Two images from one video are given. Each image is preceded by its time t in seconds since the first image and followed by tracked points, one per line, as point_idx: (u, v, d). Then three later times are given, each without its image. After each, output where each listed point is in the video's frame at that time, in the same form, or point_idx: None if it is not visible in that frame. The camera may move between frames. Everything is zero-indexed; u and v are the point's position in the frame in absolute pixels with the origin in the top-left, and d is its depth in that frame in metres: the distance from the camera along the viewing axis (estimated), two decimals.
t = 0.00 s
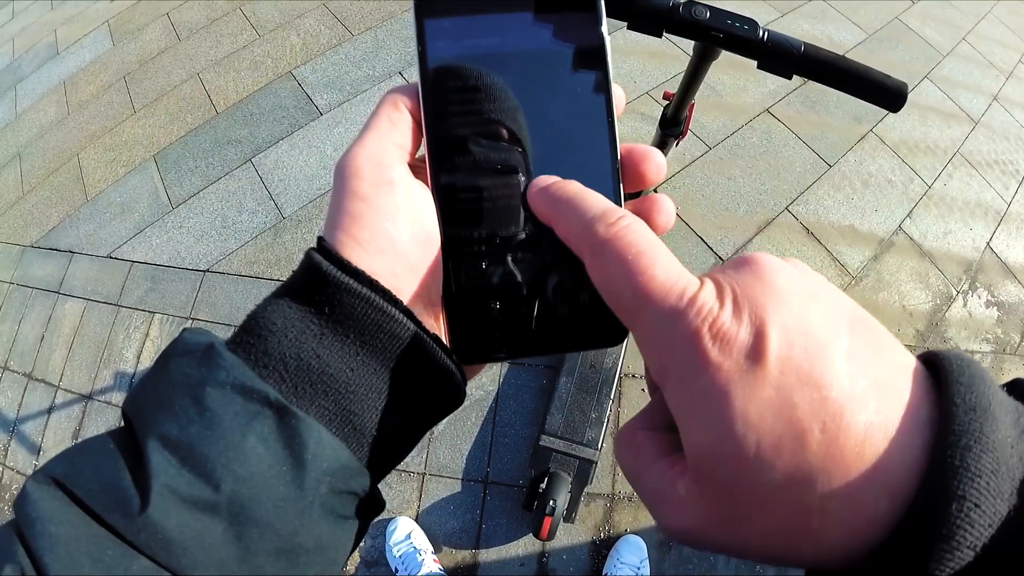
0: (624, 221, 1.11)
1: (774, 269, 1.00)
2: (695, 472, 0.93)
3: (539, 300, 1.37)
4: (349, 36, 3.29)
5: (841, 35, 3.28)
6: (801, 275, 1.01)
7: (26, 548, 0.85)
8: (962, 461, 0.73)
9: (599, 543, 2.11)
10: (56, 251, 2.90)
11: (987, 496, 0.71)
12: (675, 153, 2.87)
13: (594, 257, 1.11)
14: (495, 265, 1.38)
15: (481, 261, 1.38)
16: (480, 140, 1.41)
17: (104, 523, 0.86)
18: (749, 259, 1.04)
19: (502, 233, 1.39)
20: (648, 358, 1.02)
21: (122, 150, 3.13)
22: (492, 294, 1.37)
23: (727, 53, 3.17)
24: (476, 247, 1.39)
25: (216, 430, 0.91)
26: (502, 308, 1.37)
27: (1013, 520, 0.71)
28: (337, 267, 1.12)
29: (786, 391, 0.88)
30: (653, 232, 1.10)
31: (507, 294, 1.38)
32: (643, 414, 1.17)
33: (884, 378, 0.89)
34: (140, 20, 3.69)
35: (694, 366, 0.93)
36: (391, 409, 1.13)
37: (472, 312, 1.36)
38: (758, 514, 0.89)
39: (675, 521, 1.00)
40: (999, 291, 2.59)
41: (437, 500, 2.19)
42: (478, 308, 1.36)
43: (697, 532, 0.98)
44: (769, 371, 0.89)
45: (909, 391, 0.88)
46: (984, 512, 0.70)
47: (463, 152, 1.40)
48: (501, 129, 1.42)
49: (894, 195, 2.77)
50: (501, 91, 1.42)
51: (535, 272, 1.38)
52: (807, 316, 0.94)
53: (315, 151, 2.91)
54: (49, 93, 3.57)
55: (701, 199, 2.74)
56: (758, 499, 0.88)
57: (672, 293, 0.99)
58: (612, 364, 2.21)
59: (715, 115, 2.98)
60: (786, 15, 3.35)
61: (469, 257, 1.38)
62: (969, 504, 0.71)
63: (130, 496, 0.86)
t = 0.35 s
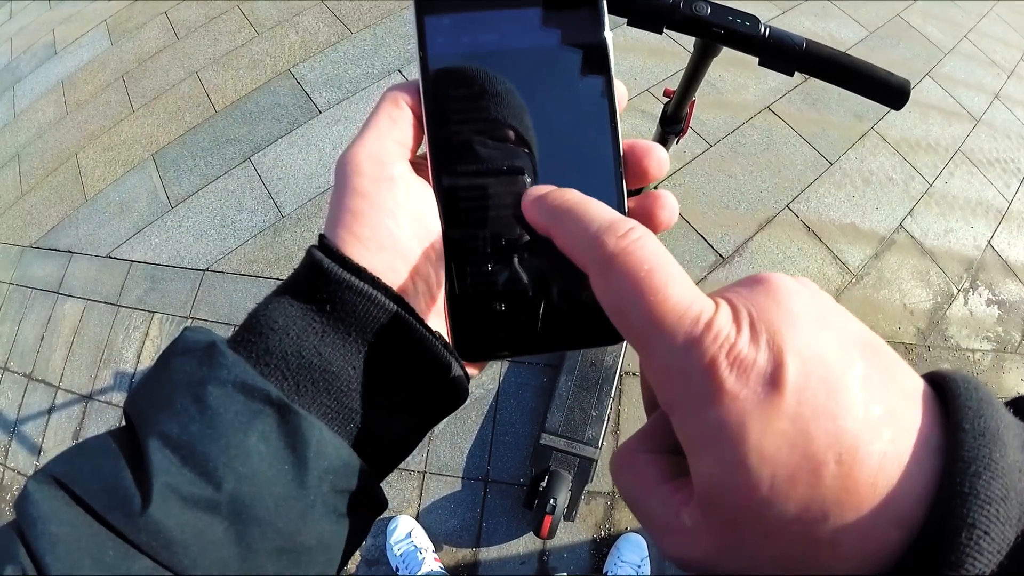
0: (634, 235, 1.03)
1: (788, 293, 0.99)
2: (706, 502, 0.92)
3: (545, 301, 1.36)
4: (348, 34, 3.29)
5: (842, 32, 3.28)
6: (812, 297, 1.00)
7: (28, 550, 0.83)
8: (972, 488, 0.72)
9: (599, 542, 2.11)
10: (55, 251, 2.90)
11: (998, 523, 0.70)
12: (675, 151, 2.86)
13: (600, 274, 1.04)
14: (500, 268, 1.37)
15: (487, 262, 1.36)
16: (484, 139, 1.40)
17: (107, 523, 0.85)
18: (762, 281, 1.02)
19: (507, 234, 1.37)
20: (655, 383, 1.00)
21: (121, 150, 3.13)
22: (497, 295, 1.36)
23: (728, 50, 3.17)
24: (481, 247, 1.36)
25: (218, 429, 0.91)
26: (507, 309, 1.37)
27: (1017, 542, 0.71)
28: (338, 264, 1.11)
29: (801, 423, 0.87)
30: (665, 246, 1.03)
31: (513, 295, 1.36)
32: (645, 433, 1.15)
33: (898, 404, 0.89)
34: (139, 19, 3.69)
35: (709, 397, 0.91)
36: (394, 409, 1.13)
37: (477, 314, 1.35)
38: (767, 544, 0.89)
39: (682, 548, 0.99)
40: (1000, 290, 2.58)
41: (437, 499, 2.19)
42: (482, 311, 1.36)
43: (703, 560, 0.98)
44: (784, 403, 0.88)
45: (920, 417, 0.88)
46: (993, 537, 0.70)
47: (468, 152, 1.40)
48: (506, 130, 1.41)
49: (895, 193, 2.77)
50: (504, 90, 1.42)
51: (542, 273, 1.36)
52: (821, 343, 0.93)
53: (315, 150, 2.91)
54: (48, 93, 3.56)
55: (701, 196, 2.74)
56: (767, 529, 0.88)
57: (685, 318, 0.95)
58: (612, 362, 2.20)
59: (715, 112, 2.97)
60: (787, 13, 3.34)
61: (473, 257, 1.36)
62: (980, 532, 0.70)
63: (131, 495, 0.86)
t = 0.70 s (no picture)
0: (615, 188, 1.05)
1: (773, 245, 0.98)
2: (689, 457, 0.92)
3: (543, 292, 1.37)
4: (350, 31, 3.28)
5: (844, 30, 3.27)
6: (799, 251, 0.99)
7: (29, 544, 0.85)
8: (969, 446, 0.72)
9: (599, 539, 2.11)
10: (56, 245, 2.90)
11: (994, 483, 0.70)
12: (676, 148, 2.86)
13: (580, 226, 1.05)
14: (499, 255, 1.38)
15: (485, 251, 1.37)
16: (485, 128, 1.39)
17: (108, 519, 0.86)
18: (746, 233, 1.01)
19: (506, 223, 1.38)
20: (638, 339, 1.01)
21: (122, 145, 3.13)
22: (496, 285, 1.37)
23: (730, 48, 3.16)
24: (479, 237, 1.37)
25: (220, 426, 0.91)
26: (506, 300, 1.37)
27: (1017, 506, 0.72)
28: (341, 262, 1.10)
29: (785, 373, 0.86)
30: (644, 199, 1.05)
31: (511, 285, 1.37)
32: (634, 395, 1.15)
33: (885, 358, 0.88)
34: (140, 15, 3.69)
35: (688, 346, 0.91)
36: (394, 406, 1.12)
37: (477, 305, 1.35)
38: (753, 501, 0.89)
39: (668, 508, 1.00)
40: (1000, 288, 2.58)
41: (437, 495, 2.19)
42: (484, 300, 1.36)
43: (690, 520, 0.98)
44: (767, 352, 0.87)
45: (912, 375, 0.87)
46: (991, 499, 0.70)
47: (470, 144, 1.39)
48: (505, 116, 1.40)
49: (896, 191, 2.77)
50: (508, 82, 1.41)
51: (539, 263, 1.37)
52: (806, 294, 0.92)
53: (316, 146, 2.91)
54: (50, 88, 3.56)
55: (702, 194, 2.74)
56: (753, 485, 0.88)
57: (665, 268, 0.95)
58: (613, 360, 2.21)
59: (716, 110, 2.97)
60: (789, 10, 3.34)
61: (472, 248, 1.36)
62: (977, 492, 0.70)
63: (133, 492, 0.86)
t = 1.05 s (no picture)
0: (590, 173, 1.06)
1: (750, 225, 0.98)
2: (668, 441, 0.92)
3: (546, 288, 1.38)
4: (356, 33, 3.30)
5: (847, 39, 3.29)
6: (779, 232, 0.99)
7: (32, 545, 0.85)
8: (957, 431, 0.70)
9: (598, 544, 2.11)
10: (60, 241, 2.90)
11: (982, 467, 0.69)
12: (680, 155, 2.87)
13: (558, 210, 1.06)
14: (502, 250, 1.38)
15: (488, 246, 1.37)
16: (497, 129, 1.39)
17: (112, 522, 0.86)
18: (724, 215, 1.01)
19: (508, 218, 1.38)
20: (617, 323, 1.01)
21: (128, 142, 3.14)
22: (499, 279, 1.37)
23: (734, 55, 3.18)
24: (483, 232, 1.37)
25: (226, 433, 0.91)
26: (508, 294, 1.38)
27: (1006, 491, 0.71)
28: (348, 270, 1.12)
29: (762, 354, 0.85)
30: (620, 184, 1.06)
31: (513, 279, 1.38)
32: (615, 383, 1.17)
33: (867, 340, 0.87)
34: (148, 13, 3.70)
35: (664, 329, 0.91)
36: (398, 416, 1.11)
37: (479, 302, 1.36)
38: (734, 487, 0.87)
39: (651, 496, 0.99)
40: (1000, 296, 2.58)
41: (437, 498, 2.19)
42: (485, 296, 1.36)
43: (673, 506, 0.97)
44: (743, 332, 0.86)
45: (897, 356, 0.85)
46: (980, 484, 0.69)
47: (477, 144, 1.38)
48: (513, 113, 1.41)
49: (897, 199, 2.77)
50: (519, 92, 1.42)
51: (543, 259, 1.38)
52: (784, 275, 0.91)
53: (320, 147, 2.92)
54: (57, 84, 3.57)
55: (704, 200, 2.74)
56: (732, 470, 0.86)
57: (639, 250, 0.96)
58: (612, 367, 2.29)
59: (720, 117, 2.98)
60: (792, 19, 3.35)
61: (477, 243, 1.37)
62: (966, 477, 0.68)
63: (138, 497, 0.86)
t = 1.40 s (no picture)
0: (666, 199, 1.06)
1: (819, 259, 1.01)
2: (737, 466, 0.94)
3: (549, 295, 1.39)
4: (357, 38, 3.31)
5: (847, 43, 3.29)
6: (843, 265, 1.01)
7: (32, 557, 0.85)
8: (1005, 459, 0.76)
9: (599, 547, 2.11)
10: (61, 245, 2.91)
11: None
12: (680, 159, 2.87)
13: (633, 234, 1.06)
14: (505, 259, 1.39)
15: (490, 254, 1.39)
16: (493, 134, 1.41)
17: (110, 529, 0.87)
18: (791, 248, 1.04)
19: (511, 226, 1.40)
20: (685, 348, 1.02)
21: (129, 147, 3.15)
22: (501, 287, 1.38)
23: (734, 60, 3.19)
24: (484, 240, 1.39)
25: (222, 440, 0.91)
26: (511, 301, 1.38)
27: None
28: (344, 278, 1.12)
29: (834, 387, 0.88)
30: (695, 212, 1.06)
31: (516, 287, 1.38)
32: (671, 403, 1.15)
33: (925, 374, 0.90)
34: (150, 18, 3.71)
35: (740, 357, 0.93)
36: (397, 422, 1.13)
37: (479, 308, 1.36)
38: (797, 509, 0.91)
39: (708, 515, 1.01)
40: (1001, 299, 2.59)
41: (438, 502, 2.19)
42: (485, 301, 1.37)
43: (731, 526, 0.99)
44: (818, 364, 0.89)
45: (949, 391, 0.89)
46: None
47: (473, 151, 1.40)
48: (514, 124, 1.42)
49: (898, 203, 2.78)
50: (513, 95, 1.42)
51: (546, 266, 1.40)
52: (851, 309, 0.94)
53: (321, 151, 2.92)
54: (59, 89, 3.58)
55: (704, 204, 2.75)
56: (799, 494, 0.89)
57: (718, 279, 0.97)
58: (613, 369, 2.19)
59: (720, 121, 2.98)
60: (792, 23, 3.36)
61: (480, 251, 1.38)
62: (1013, 504, 0.73)
63: (136, 505, 0.87)
